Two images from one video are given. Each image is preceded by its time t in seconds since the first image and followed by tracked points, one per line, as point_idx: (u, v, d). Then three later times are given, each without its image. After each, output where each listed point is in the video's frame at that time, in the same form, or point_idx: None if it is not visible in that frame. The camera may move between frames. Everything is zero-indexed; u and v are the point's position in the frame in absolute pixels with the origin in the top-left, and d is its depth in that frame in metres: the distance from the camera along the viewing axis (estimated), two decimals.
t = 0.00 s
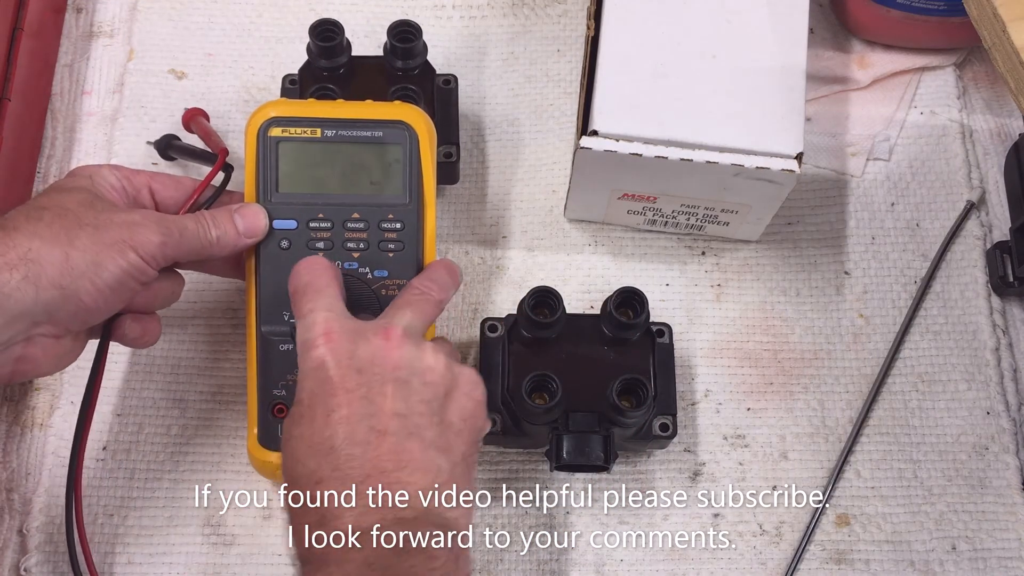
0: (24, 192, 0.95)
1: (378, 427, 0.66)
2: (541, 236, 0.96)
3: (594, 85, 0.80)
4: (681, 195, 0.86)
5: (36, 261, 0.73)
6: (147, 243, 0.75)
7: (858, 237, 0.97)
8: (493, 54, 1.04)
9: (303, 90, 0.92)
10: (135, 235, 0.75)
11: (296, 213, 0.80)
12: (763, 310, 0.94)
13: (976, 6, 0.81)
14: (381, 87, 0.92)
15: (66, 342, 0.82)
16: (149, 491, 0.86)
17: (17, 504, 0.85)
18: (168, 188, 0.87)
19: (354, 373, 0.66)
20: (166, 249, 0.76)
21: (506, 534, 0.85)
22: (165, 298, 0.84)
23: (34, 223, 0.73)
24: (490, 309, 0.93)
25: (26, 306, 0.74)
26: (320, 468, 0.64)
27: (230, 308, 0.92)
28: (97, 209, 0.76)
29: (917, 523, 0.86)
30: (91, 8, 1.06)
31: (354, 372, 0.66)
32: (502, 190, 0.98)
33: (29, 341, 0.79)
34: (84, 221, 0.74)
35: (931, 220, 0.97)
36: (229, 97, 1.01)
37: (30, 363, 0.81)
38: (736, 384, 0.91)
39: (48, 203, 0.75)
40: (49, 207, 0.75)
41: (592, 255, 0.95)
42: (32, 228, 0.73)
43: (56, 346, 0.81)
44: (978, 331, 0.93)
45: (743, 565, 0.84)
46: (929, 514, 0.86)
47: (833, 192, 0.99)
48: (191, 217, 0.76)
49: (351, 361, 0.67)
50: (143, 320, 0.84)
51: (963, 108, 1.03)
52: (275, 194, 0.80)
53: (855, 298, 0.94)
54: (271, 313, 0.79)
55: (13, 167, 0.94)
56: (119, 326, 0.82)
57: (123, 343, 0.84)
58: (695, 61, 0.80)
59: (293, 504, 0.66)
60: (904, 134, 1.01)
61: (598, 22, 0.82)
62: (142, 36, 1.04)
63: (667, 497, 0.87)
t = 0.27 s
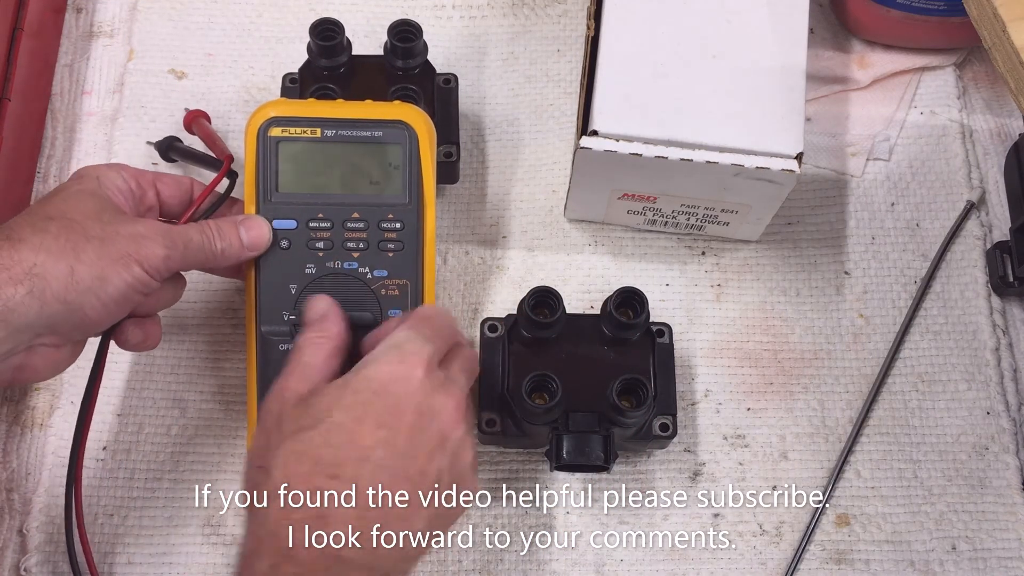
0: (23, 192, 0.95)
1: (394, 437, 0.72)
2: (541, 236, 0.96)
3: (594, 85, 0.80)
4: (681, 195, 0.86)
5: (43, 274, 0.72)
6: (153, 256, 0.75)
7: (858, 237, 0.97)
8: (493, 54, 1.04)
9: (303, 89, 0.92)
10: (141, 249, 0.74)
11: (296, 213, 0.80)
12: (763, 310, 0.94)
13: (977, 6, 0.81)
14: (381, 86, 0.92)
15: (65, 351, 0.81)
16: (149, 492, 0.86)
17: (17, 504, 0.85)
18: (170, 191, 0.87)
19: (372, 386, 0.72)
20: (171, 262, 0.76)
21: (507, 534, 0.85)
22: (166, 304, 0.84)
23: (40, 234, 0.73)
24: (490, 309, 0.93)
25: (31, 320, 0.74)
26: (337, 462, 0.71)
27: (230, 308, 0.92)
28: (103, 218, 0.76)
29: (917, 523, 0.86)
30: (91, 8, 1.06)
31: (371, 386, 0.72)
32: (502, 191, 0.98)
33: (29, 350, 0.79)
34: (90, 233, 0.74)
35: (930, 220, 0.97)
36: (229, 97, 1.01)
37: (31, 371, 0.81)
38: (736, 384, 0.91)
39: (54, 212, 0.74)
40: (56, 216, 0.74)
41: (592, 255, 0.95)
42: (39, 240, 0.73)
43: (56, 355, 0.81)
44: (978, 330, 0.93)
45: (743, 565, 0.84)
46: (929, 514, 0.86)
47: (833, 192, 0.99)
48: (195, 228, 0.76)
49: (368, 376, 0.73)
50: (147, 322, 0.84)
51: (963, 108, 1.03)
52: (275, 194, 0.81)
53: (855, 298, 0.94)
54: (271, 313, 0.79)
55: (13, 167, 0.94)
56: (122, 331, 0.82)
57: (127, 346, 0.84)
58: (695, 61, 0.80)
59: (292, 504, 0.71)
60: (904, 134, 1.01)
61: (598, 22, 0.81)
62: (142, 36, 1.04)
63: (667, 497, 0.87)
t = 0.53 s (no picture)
0: (23, 192, 0.95)
1: (340, 411, 0.68)
2: (541, 236, 0.96)
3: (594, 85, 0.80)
4: (681, 195, 0.86)
5: (45, 278, 0.73)
6: (155, 262, 0.74)
7: (858, 237, 0.97)
8: (493, 54, 1.04)
9: (302, 89, 0.92)
10: (144, 254, 0.74)
11: (295, 213, 0.80)
12: (763, 310, 0.94)
13: (977, 6, 0.81)
14: (381, 87, 0.92)
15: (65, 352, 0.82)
16: (149, 491, 0.86)
17: (17, 504, 0.85)
18: (174, 191, 0.87)
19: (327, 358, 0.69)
20: (174, 268, 0.75)
21: (506, 534, 0.85)
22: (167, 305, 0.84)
23: (43, 236, 0.73)
24: (490, 309, 0.93)
25: (32, 323, 0.74)
26: (277, 431, 0.66)
27: (230, 308, 0.92)
28: (107, 221, 0.75)
29: (917, 522, 0.86)
30: (91, 8, 1.06)
31: (326, 358, 0.69)
32: (502, 191, 0.98)
33: (28, 351, 0.79)
34: (94, 238, 0.74)
35: (930, 220, 0.97)
36: (229, 97, 1.01)
37: (30, 372, 0.81)
38: (736, 384, 0.91)
39: (59, 214, 0.74)
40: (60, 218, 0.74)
41: (592, 255, 0.95)
42: (43, 243, 0.73)
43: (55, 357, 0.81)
44: (978, 331, 0.93)
45: (743, 565, 0.84)
46: (929, 514, 0.86)
47: (833, 192, 0.99)
48: (198, 233, 0.75)
49: (321, 349, 0.69)
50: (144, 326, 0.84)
51: (963, 108, 1.03)
52: (274, 194, 0.81)
53: (855, 298, 0.94)
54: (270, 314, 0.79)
55: (13, 167, 0.94)
56: (121, 333, 0.82)
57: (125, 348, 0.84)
58: (695, 61, 0.80)
59: (291, 505, 0.66)
60: (904, 134, 1.01)
61: (599, 22, 0.81)
62: (142, 36, 1.04)
63: (667, 497, 0.87)
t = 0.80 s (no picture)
0: (23, 192, 0.95)
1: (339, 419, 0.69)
2: (541, 236, 0.96)
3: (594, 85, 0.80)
4: (681, 195, 0.86)
5: (49, 287, 0.73)
6: (159, 268, 0.75)
7: (858, 237, 0.97)
8: (493, 54, 1.04)
9: (302, 89, 0.92)
10: (147, 261, 0.74)
11: (295, 213, 0.80)
12: (763, 310, 0.94)
13: (977, 6, 0.81)
14: (381, 87, 0.92)
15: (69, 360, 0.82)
16: (149, 491, 0.86)
17: (17, 504, 0.85)
18: (177, 192, 0.87)
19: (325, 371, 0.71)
20: (178, 273, 0.76)
21: (506, 534, 0.85)
22: (171, 309, 0.85)
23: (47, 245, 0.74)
24: (490, 309, 0.93)
25: (35, 332, 0.75)
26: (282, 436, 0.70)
27: (229, 308, 0.92)
28: (110, 229, 0.76)
29: (917, 523, 0.86)
30: (91, 8, 1.06)
31: (339, 398, 0.69)
32: (502, 190, 0.98)
33: (34, 360, 0.80)
34: (98, 246, 0.74)
35: (930, 220, 0.97)
36: (229, 97, 1.01)
37: (32, 379, 0.82)
38: (736, 384, 0.91)
39: (63, 223, 0.75)
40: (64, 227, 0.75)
41: (592, 255, 0.95)
42: (46, 252, 0.73)
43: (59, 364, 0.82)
44: (978, 331, 0.93)
45: (743, 565, 0.84)
46: (929, 514, 0.86)
47: (833, 192, 0.99)
48: (201, 236, 0.75)
49: (337, 391, 0.70)
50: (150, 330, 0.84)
51: (963, 108, 1.03)
52: (274, 194, 0.81)
53: (855, 298, 0.94)
54: (270, 313, 0.78)
55: (13, 167, 0.94)
56: (127, 338, 0.82)
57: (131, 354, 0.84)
58: (695, 61, 0.80)
59: (292, 505, 0.70)
60: (904, 134, 1.01)
61: (598, 22, 0.81)
62: (142, 36, 1.04)
63: (667, 497, 0.87)
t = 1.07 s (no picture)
0: (23, 193, 0.95)
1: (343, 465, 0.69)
2: (541, 236, 0.96)
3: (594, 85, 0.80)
4: (681, 195, 0.86)
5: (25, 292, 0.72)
6: (139, 265, 0.74)
7: (858, 237, 0.97)
8: (493, 54, 1.04)
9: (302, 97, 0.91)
10: (123, 259, 0.73)
11: (304, 225, 0.78)
12: (763, 310, 0.94)
13: (977, 6, 0.81)
14: (381, 95, 0.92)
15: (52, 366, 0.81)
16: (149, 491, 0.86)
17: (17, 504, 0.85)
18: (163, 200, 0.87)
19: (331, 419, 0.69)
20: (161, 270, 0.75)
21: (506, 534, 0.85)
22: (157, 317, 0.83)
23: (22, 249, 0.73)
24: (490, 309, 0.93)
25: (11, 337, 0.74)
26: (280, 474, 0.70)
27: (229, 308, 0.92)
28: (88, 232, 0.75)
29: (917, 523, 0.86)
30: (91, 8, 1.06)
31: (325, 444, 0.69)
32: (502, 190, 0.98)
33: (18, 369, 0.79)
34: (72, 247, 0.73)
35: (930, 220, 0.97)
36: (229, 97, 1.01)
37: (19, 386, 0.81)
38: (736, 384, 0.91)
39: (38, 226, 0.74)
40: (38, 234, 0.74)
41: (592, 255, 0.95)
42: (20, 255, 0.72)
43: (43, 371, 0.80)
44: (978, 331, 0.93)
45: (743, 565, 0.84)
46: (929, 514, 0.86)
47: (833, 191, 0.99)
48: (186, 227, 0.75)
49: (314, 417, 0.68)
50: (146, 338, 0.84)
51: (963, 108, 1.03)
52: (283, 204, 0.79)
53: (855, 298, 0.94)
54: (276, 325, 0.76)
55: (13, 167, 0.94)
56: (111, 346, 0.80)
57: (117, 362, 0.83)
58: (695, 61, 0.80)
59: (292, 505, 0.68)
60: (904, 134, 1.01)
61: (598, 22, 0.81)
62: (142, 36, 1.04)
63: (667, 497, 0.87)
